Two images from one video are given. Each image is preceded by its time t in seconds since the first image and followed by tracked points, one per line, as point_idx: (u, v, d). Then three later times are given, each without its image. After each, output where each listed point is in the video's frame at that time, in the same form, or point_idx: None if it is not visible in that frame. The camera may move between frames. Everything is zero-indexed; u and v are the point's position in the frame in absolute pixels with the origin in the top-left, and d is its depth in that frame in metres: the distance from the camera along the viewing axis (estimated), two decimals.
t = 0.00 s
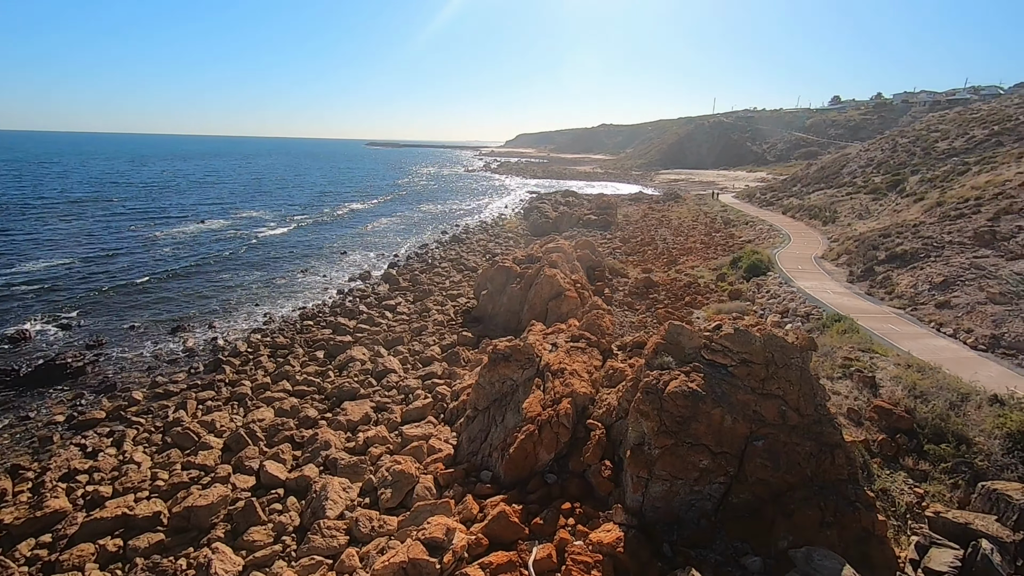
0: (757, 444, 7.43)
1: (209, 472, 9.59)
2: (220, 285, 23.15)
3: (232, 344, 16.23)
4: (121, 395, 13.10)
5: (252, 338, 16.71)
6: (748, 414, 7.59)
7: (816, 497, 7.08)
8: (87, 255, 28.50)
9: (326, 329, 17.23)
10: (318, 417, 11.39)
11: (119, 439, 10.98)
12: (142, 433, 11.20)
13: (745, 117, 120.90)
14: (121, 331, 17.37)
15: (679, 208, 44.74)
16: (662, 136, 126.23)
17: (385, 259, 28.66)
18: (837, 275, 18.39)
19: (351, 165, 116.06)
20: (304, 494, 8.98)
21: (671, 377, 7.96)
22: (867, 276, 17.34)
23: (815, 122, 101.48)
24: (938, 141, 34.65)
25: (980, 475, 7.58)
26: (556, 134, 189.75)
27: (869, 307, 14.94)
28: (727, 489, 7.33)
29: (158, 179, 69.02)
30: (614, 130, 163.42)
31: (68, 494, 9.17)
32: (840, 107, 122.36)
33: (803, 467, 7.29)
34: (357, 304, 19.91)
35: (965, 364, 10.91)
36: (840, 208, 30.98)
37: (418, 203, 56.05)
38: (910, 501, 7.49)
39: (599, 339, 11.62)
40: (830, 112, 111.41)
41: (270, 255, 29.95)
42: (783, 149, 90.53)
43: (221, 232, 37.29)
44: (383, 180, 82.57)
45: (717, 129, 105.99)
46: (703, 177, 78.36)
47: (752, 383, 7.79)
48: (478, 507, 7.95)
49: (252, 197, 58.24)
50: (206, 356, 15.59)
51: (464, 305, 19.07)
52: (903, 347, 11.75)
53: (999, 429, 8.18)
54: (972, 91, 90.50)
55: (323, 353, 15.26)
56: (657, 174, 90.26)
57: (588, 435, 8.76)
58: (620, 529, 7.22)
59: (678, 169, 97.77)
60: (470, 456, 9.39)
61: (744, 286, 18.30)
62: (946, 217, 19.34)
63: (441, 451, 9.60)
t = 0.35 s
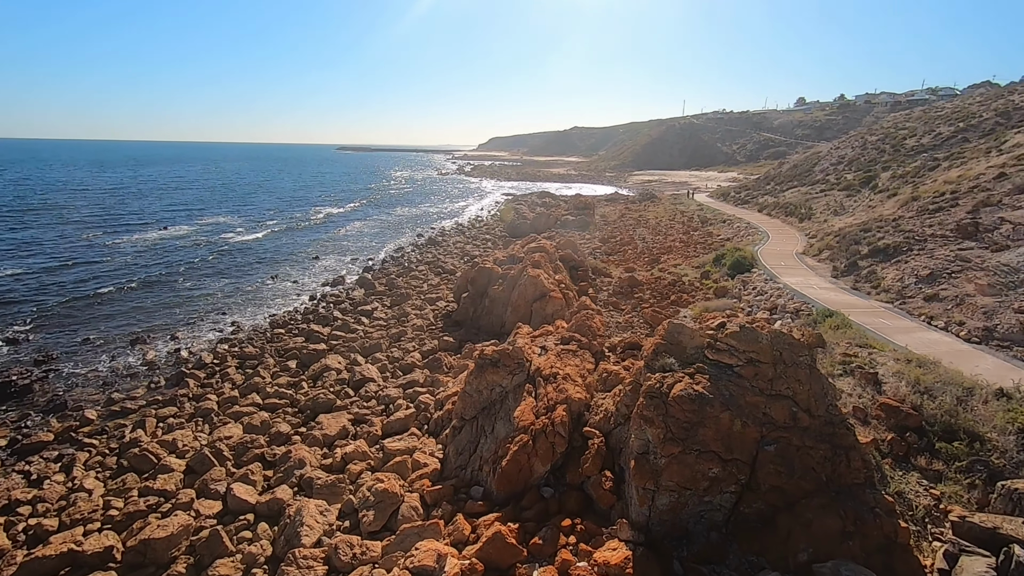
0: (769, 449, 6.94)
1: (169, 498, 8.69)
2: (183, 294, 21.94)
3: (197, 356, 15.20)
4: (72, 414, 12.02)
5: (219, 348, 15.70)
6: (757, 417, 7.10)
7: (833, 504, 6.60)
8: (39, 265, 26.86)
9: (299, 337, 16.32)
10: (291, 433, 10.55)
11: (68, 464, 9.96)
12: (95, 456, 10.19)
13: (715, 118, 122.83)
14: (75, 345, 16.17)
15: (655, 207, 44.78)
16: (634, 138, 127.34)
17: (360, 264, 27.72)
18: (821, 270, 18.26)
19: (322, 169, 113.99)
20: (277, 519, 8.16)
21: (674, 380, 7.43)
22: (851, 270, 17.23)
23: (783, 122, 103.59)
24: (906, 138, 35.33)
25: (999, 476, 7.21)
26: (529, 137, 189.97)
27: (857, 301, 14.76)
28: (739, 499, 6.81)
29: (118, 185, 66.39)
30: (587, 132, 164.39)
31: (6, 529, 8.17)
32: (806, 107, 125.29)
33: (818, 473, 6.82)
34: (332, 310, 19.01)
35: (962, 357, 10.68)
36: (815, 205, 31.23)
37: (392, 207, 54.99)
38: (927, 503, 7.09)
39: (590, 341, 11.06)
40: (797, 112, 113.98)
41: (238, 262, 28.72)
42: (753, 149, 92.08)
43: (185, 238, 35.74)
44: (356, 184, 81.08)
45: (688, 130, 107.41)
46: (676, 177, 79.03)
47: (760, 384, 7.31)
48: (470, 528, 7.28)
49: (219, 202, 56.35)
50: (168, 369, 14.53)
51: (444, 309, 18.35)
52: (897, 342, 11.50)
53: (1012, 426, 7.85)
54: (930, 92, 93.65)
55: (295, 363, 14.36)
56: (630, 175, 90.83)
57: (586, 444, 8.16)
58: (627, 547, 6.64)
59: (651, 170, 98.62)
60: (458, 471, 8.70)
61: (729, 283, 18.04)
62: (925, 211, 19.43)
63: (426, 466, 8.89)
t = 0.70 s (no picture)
0: (787, 458, 6.44)
1: (128, 534, 7.82)
2: (148, 308, 20.78)
3: (162, 373, 14.21)
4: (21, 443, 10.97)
5: (185, 365, 14.72)
6: (774, 423, 6.61)
7: (859, 515, 6.11)
8: None
9: (272, 350, 15.42)
10: (266, 455, 9.73)
11: (14, 498, 8.99)
12: (45, 489, 9.23)
13: (688, 121, 124.46)
14: (27, 366, 15.00)
15: (634, 209, 44.71)
16: (608, 141, 128.22)
17: (336, 272, 26.81)
18: (808, 267, 18.08)
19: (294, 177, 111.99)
20: (249, 554, 7.37)
21: (683, 386, 6.90)
22: (839, 266, 17.06)
23: (753, 124, 105.36)
24: (878, 136, 35.87)
25: None
26: (504, 142, 189.96)
27: (849, 297, 14.52)
28: (758, 513, 6.28)
29: (80, 197, 63.85)
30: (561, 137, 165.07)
31: None
32: (775, 109, 127.75)
33: (839, 481, 6.35)
34: (307, 320, 18.13)
35: (964, 351, 10.41)
36: (794, 203, 31.38)
37: (368, 213, 53.97)
38: (952, 509, 6.64)
39: (584, 347, 10.48)
40: (767, 115, 116.12)
41: (207, 272, 27.51)
42: (726, 151, 93.45)
43: (151, 250, 34.26)
44: (330, 192, 79.67)
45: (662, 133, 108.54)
46: (652, 179, 79.46)
47: (774, 387, 6.82)
48: (465, 556, 6.61)
49: (187, 213, 54.61)
50: (130, 388, 13.52)
51: (426, 316, 17.63)
52: (896, 337, 11.21)
53: None
54: (893, 93, 96.37)
55: (269, 378, 13.47)
56: (606, 178, 91.12)
57: (588, 458, 7.56)
58: (640, 572, 6.05)
59: (627, 173, 99.22)
60: (449, 492, 8.02)
61: (717, 282, 17.72)
62: (907, 205, 19.44)
63: (414, 487, 8.17)
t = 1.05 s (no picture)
0: (816, 466, 5.93)
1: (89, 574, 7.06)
2: (119, 321, 19.76)
3: (132, 390, 13.32)
4: None
5: (158, 379, 13.85)
6: (799, 429, 6.08)
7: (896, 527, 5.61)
8: None
9: (251, 361, 14.61)
10: (244, 477, 8.99)
11: None
12: None
13: (668, 119, 125.08)
14: None
15: (619, 206, 44.42)
16: (590, 140, 128.30)
17: (318, 277, 25.94)
18: (802, 260, 17.75)
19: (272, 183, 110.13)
20: None
21: (700, 391, 6.34)
22: (834, 259, 16.75)
23: (733, 120, 106.15)
24: (861, 129, 35.98)
25: None
26: (485, 143, 189.25)
27: (848, 290, 14.17)
28: (786, 528, 5.74)
29: (48, 207, 61.76)
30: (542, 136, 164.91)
31: None
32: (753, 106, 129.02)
33: (872, 490, 5.84)
34: (288, 329, 17.32)
35: (975, 342, 10.05)
36: (780, 196, 31.26)
37: (350, 217, 52.94)
38: (989, 514, 6.16)
39: (583, 350, 9.90)
40: (745, 111, 117.15)
41: (182, 281, 26.45)
42: (706, 147, 93.97)
43: (124, 259, 33.02)
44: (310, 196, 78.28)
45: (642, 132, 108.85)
46: (635, 177, 79.45)
47: (797, 389, 6.31)
48: None
49: (162, 220, 53.09)
50: (97, 407, 12.62)
51: (413, 321, 16.93)
52: (904, 330, 10.82)
53: None
54: (868, 87, 97.77)
55: (247, 392, 12.68)
56: (589, 177, 90.98)
57: (596, 472, 6.98)
58: None
59: (609, 171, 99.24)
60: (446, 514, 7.38)
61: (712, 278, 17.30)
62: (898, 195, 19.23)
63: (407, 508, 7.52)
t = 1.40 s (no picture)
0: (848, 479, 5.42)
1: None
2: (89, 335, 18.77)
3: (100, 409, 12.46)
4: None
5: (128, 397, 12.99)
6: (829, 438, 5.57)
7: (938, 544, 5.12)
8: None
9: (230, 375, 13.81)
10: (221, 504, 8.26)
11: None
12: None
13: (649, 116, 125.51)
14: None
15: (606, 204, 44.07)
16: (572, 139, 128.21)
17: (300, 283, 25.09)
18: (797, 254, 17.42)
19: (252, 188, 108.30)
20: None
21: (719, 400, 5.80)
22: (831, 252, 16.42)
23: (714, 117, 106.73)
24: (844, 122, 36.01)
25: None
26: (467, 143, 188.31)
27: (848, 283, 13.80)
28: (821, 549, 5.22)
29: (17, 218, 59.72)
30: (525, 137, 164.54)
31: None
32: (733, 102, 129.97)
33: (911, 502, 5.34)
34: (269, 339, 16.51)
35: (989, 334, 9.66)
36: (767, 191, 31.08)
37: (332, 221, 51.95)
38: None
39: (583, 355, 9.33)
40: (726, 108, 117.92)
41: (158, 291, 25.41)
42: (689, 144, 94.30)
43: (96, 270, 31.78)
44: (290, 201, 76.84)
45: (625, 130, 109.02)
46: (619, 175, 79.31)
47: (823, 394, 5.80)
48: None
49: (137, 228, 51.54)
50: (61, 429, 11.74)
51: (400, 327, 16.24)
52: (912, 324, 10.42)
53: None
54: (846, 82, 98.89)
55: (225, 408, 11.90)
56: (572, 176, 90.73)
57: (606, 489, 6.40)
58: None
59: (592, 170, 99.12)
60: (444, 540, 6.75)
61: (707, 275, 16.85)
62: (891, 186, 19.00)
63: (400, 535, 6.88)
